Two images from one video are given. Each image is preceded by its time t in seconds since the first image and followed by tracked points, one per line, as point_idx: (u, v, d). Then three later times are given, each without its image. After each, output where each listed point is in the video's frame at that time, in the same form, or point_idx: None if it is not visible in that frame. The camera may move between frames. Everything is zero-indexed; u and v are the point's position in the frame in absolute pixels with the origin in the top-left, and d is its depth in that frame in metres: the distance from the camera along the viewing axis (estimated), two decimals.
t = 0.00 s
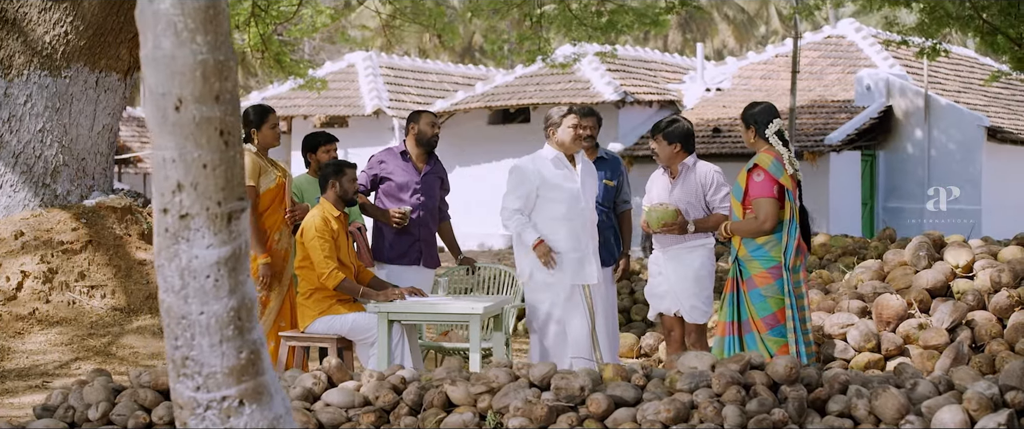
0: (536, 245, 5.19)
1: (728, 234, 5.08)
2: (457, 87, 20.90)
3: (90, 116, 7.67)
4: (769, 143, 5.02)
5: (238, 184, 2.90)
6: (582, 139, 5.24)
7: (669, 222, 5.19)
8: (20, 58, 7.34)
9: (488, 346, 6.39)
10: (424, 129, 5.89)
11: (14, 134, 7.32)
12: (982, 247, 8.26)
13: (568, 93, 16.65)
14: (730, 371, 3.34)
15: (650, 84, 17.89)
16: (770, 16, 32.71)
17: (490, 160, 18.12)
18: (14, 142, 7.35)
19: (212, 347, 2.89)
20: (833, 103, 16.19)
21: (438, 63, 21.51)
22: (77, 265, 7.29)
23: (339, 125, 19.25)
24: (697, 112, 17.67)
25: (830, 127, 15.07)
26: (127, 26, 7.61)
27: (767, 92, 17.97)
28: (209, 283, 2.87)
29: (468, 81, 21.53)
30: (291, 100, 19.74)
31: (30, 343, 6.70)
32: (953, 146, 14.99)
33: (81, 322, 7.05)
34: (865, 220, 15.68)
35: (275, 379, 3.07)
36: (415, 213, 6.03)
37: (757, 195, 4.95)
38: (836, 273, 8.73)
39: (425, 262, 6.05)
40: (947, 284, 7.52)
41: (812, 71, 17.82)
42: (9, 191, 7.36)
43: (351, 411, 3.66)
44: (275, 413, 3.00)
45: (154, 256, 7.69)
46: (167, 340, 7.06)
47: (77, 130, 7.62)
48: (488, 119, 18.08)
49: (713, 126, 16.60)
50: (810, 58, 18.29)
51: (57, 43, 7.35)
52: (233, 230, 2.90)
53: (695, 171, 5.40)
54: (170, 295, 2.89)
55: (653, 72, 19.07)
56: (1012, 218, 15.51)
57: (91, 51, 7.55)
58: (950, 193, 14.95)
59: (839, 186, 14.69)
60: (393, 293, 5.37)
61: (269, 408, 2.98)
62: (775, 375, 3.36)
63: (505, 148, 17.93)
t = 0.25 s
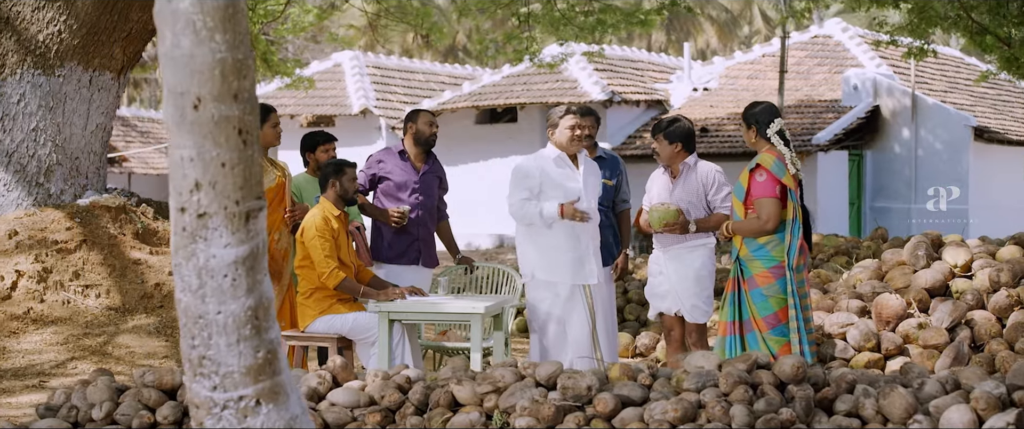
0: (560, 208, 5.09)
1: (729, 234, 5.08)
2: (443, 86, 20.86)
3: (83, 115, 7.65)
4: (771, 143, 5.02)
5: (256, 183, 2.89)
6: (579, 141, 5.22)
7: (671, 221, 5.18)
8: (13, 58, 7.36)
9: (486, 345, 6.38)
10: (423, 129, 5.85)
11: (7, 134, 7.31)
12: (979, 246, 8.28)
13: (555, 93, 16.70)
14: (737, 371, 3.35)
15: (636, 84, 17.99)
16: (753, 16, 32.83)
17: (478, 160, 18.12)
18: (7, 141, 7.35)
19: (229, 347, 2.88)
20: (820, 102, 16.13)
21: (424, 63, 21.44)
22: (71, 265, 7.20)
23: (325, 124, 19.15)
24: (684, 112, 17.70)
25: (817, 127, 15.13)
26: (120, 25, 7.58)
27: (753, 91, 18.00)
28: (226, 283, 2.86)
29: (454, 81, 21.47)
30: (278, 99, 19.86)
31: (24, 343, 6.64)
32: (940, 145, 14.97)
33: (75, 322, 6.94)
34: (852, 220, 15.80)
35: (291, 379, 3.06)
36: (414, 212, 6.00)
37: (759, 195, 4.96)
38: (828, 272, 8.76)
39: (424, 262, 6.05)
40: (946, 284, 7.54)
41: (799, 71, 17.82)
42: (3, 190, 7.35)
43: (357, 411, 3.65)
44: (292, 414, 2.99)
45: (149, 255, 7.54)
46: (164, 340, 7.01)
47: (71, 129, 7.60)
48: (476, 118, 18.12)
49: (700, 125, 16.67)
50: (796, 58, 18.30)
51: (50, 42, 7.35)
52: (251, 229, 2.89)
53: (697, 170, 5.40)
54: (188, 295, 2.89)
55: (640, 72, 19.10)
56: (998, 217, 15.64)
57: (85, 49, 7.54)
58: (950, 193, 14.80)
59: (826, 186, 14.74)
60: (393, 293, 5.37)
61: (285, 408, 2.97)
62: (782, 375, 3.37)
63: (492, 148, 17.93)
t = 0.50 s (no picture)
0: (571, 192, 5.06)
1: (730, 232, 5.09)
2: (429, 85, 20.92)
3: (76, 113, 7.67)
4: (771, 141, 5.03)
5: (275, 181, 2.88)
6: (581, 141, 5.20)
7: (671, 219, 5.16)
8: (6, 55, 7.38)
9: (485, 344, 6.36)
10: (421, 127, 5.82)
11: None
12: (977, 245, 8.32)
13: (542, 91, 16.63)
14: (744, 370, 3.36)
15: (622, 82, 18.07)
16: (735, 17, 33.02)
17: (466, 158, 18.11)
18: None
19: (247, 345, 2.87)
20: (807, 102, 16.21)
21: (410, 61, 21.46)
22: (65, 263, 7.19)
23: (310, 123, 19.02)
24: (670, 111, 17.73)
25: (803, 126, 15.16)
26: (113, 23, 7.57)
27: (740, 90, 18.04)
28: (244, 281, 2.85)
29: (440, 80, 21.49)
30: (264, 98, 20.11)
31: (19, 342, 6.61)
32: (925, 145, 14.96)
33: (70, 321, 6.91)
34: (838, 219, 15.73)
35: (308, 378, 3.04)
36: (412, 211, 5.97)
37: (760, 193, 4.95)
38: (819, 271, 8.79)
39: (422, 260, 6.06)
40: (944, 282, 7.57)
41: (786, 70, 17.85)
42: None
43: (362, 409, 3.64)
44: (309, 413, 2.97)
45: (143, 254, 7.52)
46: (160, 339, 6.94)
47: (64, 127, 7.62)
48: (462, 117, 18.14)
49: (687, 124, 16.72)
50: (783, 57, 18.34)
51: (43, 40, 7.37)
52: (269, 227, 2.89)
53: (695, 168, 5.41)
54: (205, 293, 2.88)
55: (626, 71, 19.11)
56: (984, 216, 15.72)
57: (78, 47, 7.55)
58: (950, 193, 14.62)
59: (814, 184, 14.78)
60: (394, 292, 5.35)
61: (303, 407, 2.96)
62: (789, 373, 3.38)
63: (479, 147, 17.90)
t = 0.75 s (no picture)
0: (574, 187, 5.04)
1: (731, 230, 5.09)
2: (416, 83, 21.01)
3: (70, 110, 7.82)
4: (772, 139, 5.04)
5: (294, 177, 2.91)
6: (586, 140, 5.14)
7: (671, 218, 5.16)
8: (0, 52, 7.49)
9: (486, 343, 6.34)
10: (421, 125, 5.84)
11: None
12: (975, 244, 8.35)
13: (529, 90, 16.62)
14: (752, 368, 3.37)
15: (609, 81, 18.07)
16: (717, 16, 33.12)
17: (452, 156, 18.11)
18: None
19: (266, 342, 2.92)
20: (794, 101, 16.26)
21: (396, 59, 21.57)
22: (60, 260, 7.22)
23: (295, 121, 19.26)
24: (657, 110, 17.67)
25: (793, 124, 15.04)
26: (107, 20, 7.71)
27: (727, 89, 18.04)
28: (264, 277, 2.89)
29: (426, 78, 21.61)
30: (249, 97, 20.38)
31: (14, 339, 6.57)
32: (912, 144, 15.01)
33: (65, 318, 6.89)
34: (826, 218, 15.57)
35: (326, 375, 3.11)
36: (411, 208, 5.95)
37: (762, 192, 4.95)
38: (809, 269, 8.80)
39: (420, 257, 6.02)
40: (943, 281, 7.59)
41: (773, 69, 17.80)
42: None
43: (369, 408, 3.63)
44: (327, 409, 3.03)
45: (138, 252, 7.59)
46: (156, 336, 6.86)
47: (58, 123, 7.77)
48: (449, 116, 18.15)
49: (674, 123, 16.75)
50: (769, 56, 18.29)
51: (37, 37, 7.49)
52: (289, 223, 2.92)
53: (695, 167, 5.40)
54: (225, 290, 2.91)
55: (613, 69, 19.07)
56: (971, 215, 15.79)
57: (72, 44, 7.69)
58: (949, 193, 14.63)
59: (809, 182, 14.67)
60: (395, 289, 5.32)
61: (321, 403, 3.02)
62: (796, 371, 3.40)
63: (465, 145, 17.93)
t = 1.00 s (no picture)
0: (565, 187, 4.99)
1: (733, 229, 5.09)
2: (402, 81, 21.03)
3: (63, 107, 7.80)
4: (773, 138, 5.04)
5: (316, 174, 2.84)
6: (593, 138, 5.08)
7: (670, 217, 5.16)
8: None
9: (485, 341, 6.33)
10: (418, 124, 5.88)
11: None
12: (973, 243, 8.36)
13: (515, 89, 16.59)
14: (760, 367, 3.38)
15: (596, 80, 18.04)
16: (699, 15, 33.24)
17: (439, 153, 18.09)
18: None
19: (286, 340, 2.84)
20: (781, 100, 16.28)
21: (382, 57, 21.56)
22: (54, 258, 7.27)
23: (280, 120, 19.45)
24: (642, 110, 17.62)
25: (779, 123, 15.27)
26: (101, 17, 7.70)
27: (713, 88, 18.04)
28: (284, 275, 2.81)
29: (412, 76, 21.60)
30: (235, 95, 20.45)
31: (10, 336, 6.59)
32: (898, 144, 14.99)
33: (60, 316, 6.93)
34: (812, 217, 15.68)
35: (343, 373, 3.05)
36: (410, 206, 5.95)
37: (764, 191, 4.96)
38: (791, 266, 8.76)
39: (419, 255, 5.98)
40: (941, 280, 7.61)
41: (759, 69, 17.91)
42: None
43: (374, 406, 3.62)
44: (345, 408, 2.97)
45: (132, 249, 7.64)
46: (152, 334, 6.90)
47: (51, 121, 7.75)
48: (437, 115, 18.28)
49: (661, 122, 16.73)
50: (756, 55, 18.38)
51: (31, 33, 7.47)
52: (310, 220, 2.84)
53: (695, 165, 5.40)
54: (245, 286, 2.83)
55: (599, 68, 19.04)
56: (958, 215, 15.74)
57: (65, 41, 7.67)
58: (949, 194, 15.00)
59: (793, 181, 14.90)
60: (396, 287, 5.30)
61: (339, 402, 2.95)
62: (804, 370, 3.42)
63: (452, 144, 17.91)
